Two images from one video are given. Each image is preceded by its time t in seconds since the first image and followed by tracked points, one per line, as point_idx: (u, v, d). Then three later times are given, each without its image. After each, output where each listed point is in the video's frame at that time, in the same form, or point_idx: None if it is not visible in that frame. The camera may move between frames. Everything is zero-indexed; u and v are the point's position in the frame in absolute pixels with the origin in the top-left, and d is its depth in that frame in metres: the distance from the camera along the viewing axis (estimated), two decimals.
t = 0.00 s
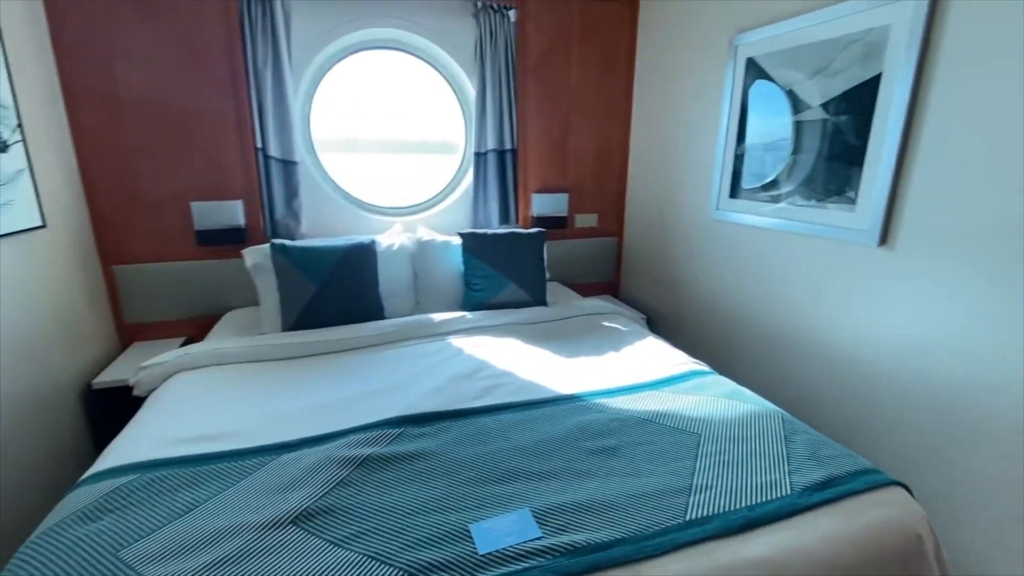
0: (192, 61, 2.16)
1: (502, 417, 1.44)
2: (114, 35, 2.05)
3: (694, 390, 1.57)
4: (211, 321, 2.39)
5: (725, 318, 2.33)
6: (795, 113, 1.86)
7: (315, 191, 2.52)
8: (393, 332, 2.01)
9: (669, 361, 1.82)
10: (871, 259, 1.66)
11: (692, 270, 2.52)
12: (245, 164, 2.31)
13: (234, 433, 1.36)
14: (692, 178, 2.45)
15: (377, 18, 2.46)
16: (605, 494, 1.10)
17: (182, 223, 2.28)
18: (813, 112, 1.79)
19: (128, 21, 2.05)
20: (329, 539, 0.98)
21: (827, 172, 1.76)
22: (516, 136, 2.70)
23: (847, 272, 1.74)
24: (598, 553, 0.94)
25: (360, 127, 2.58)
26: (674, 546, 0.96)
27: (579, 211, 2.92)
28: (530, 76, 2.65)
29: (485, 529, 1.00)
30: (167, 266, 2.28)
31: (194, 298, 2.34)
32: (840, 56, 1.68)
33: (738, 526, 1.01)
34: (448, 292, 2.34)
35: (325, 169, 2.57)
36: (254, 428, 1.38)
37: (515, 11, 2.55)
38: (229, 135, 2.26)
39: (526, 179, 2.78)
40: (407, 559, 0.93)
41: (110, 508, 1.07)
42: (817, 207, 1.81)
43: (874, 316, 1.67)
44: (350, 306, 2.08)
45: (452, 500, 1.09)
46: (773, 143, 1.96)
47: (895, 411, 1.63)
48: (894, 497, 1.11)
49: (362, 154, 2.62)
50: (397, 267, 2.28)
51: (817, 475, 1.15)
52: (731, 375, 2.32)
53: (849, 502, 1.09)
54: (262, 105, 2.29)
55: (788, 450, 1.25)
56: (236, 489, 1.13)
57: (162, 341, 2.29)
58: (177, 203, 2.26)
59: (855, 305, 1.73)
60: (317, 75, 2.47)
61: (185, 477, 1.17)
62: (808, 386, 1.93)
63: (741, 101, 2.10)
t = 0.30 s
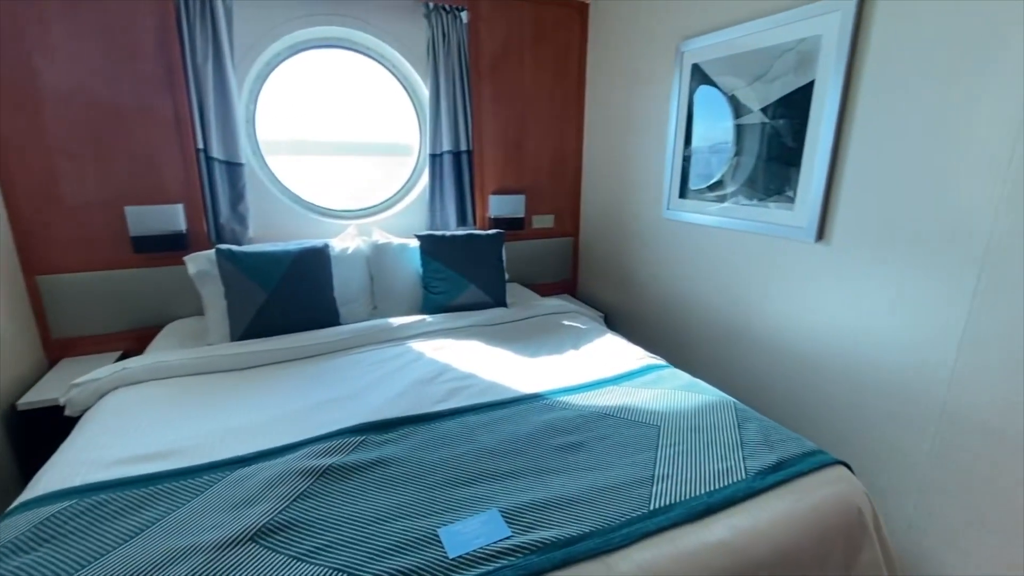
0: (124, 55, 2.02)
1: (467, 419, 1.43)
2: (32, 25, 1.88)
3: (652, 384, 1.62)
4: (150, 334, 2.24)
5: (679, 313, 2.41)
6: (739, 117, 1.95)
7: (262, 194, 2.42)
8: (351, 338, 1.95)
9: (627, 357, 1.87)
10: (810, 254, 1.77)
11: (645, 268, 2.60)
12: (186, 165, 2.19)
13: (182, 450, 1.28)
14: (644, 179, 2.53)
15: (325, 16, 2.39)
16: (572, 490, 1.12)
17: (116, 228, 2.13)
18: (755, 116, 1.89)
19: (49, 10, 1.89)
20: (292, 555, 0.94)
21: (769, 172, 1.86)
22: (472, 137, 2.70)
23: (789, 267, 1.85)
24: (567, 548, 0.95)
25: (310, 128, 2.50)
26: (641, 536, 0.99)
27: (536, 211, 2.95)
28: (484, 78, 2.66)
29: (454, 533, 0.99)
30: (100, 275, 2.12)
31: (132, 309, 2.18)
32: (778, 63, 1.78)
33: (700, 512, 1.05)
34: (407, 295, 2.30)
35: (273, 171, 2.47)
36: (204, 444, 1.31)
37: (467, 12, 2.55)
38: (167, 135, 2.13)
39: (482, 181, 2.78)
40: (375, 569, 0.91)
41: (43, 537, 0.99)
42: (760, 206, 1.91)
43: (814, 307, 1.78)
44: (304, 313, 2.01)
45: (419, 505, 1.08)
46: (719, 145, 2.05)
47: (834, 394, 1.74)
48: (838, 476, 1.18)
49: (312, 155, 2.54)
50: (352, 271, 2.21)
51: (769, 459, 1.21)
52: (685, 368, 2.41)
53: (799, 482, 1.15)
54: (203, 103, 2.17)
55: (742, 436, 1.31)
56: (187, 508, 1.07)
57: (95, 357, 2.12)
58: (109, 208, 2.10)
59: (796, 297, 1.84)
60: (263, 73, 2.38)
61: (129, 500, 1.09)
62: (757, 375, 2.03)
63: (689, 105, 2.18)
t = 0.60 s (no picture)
0: (61, 46, 1.91)
1: (430, 414, 1.45)
2: None
3: (611, 375, 1.68)
4: (94, 340, 2.13)
5: (637, 308, 2.50)
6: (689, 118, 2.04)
7: (214, 193, 2.34)
8: (311, 339, 1.93)
9: (587, 350, 1.93)
10: (755, 248, 1.88)
11: (604, 264, 2.67)
12: (131, 163, 2.10)
13: (134, 456, 1.24)
14: (601, 178, 2.60)
15: (278, 11, 2.34)
16: (534, 477, 1.16)
17: (55, 229, 2.02)
18: (703, 117, 1.98)
19: None
20: (253, 554, 0.94)
21: (717, 171, 1.95)
22: (432, 135, 2.70)
23: (736, 261, 1.95)
24: (529, 532, 0.98)
25: (264, 125, 2.44)
26: (599, 517, 1.03)
27: (497, 210, 2.99)
28: (443, 77, 2.67)
29: (419, 524, 1.01)
30: (38, 279, 2.00)
31: (75, 314, 2.07)
32: (723, 67, 1.88)
33: (654, 492, 1.10)
34: (368, 294, 2.28)
35: (226, 170, 2.41)
36: (158, 449, 1.28)
37: (425, 11, 2.55)
38: (110, 131, 2.04)
39: (443, 180, 2.79)
40: (339, 562, 0.91)
41: None
42: (710, 203, 2.01)
43: (759, 298, 1.88)
44: (261, 314, 1.97)
45: (383, 499, 1.09)
46: (672, 146, 2.14)
47: (779, 380, 1.85)
48: (781, 453, 1.27)
49: (268, 153, 2.48)
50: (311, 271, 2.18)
51: (719, 441, 1.29)
52: (643, 361, 2.49)
53: (745, 460, 1.23)
54: (149, 98, 2.09)
55: (694, 421, 1.39)
56: (141, 514, 1.04)
57: (33, 365, 2.00)
58: (46, 207, 1.99)
59: (744, 289, 1.94)
60: (214, 67, 2.31)
61: (77, 508, 1.06)
62: (709, 364, 2.13)
63: (642, 106, 2.27)
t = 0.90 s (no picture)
0: None
1: (388, 403, 1.48)
2: None
3: (566, 363, 1.75)
4: (42, 339, 2.07)
5: (596, 299, 2.57)
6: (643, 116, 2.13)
7: (169, 187, 2.31)
8: (270, 333, 1.93)
9: (545, 340, 1.99)
10: (702, 240, 1.97)
11: (565, 258, 2.74)
12: (78, 155, 2.03)
13: (83, 451, 1.24)
14: (561, 173, 2.66)
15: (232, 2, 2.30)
16: (485, 459, 1.20)
17: None
18: (655, 114, 2.07)
19: None
20: (205, 539, 0.96)
21: (668, 167, 2.04)
22: (393, 130, 2.70)
23: (685, 252, 2.04)
24: (477, 509, 1.03)
25: (220, 118, 2.40)
26: (544, 493, 1.09)
27: (461, 205, 3.02)
28: (403, 72, 2.68)
29: (371, 506, 1.05)
30: None
31: (19, 312, 2.00)
32: (672, 66, 1.96)
33: (598, 469, 1.17)
34: (329, 289, 2.28)
35: (181, 163, 2.36)
36: (109, 444, 1.27)
37: (385, 5, 2.56)
38: (56, 123, 1.98)
39: (405, 175, 2.81)
40: (290, 544, 0.94)
41: None
42: (662, 197, 2.09)
43: (706, 288, 1.98)
44: (218, 309, 1.95)
45: (337, 484, 1.12)
46: (626, 143, 2.22)
47: (725, 365, 1.95)
48: (719, 431, 1.36)
49: (224, 147, 2.44)
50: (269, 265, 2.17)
51: (662, 421, 1.37)
52: (603, 351, 2.57)
53: (686, 438, 1.31)
54: (97, 89, 2.04)
55: (641, 403, 1.46)
56: (91, 506, 1.05)
57: None
58: None
59: (692, 280, 2.03)
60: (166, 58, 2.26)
61: (24, 504, 1.05)
62: (662, 352, 2.22)
63: (598, 103, 2.34)
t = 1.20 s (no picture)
0: None
1: (360, 391, 1.52)
2: None
3: (535, 351, 1.81)
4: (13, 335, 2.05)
5: (568, 292, 2.64)
6: (612, 113, 2.19)
7: (140, 181, 2.30)
8: (245, 326, 1.95)
9: (517, 330, 2.05)
10: (667, 232, 2.05)
11: (539, 251, 2.80)
12: (46, 149, 2.02)
13: (55, 439, 1.26)
14: (534, 168, 2.72)
15: None
16: (452, 440, 1.26)
17: None
18: (623, 111, 2.14)
19: None
20: (177, 518, 0.99)
21: (635, 162, 2.12)
22: (368, 125, 2.73)
23: (651, 245, 2.12)
24: (442, 485, 1.09)
25: (192, 112, 2.39)
26: (507, 470, 1.15)
27: (437, 200, 3.06)
28: (378, 68, 2.71)
29: (340, 484, 1.09)
30: None
31: None
32: (637, 64, 2.03)
33: (560, 447, 1.23)
34: (304, 282, 2.30)
35: (152, 158, 2.36)
36: (81, 432, 1.29)
37: (358, 1, 2.58)
38: (23, 116, 1.96)
39: (381, 170, 2.84)
40: (261, 520, 0.98)
41: None
42: (629, 191, 2.17)
43: (670, 278, 2.06)
44: (192, 303, 1.97)
45: (308, 465, 1.16)
46: (597, 140, 2.28)
47: (688, 353, 2.03)
48: (677, 412, 1.43)
49: (197, 141, 2.44)
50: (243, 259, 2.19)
51: (623, 402, 1.44)
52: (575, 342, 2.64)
53: (645, 418, 1.38)
54: (65, 82, 2.03)
55: (604, 387, 1.53)
56: (63, 491, 1.07)
57: None
58: None
59: (658, 271, 2.11)
60: (136, 52, 2.26)
61: None
62: (631, 342, 2.30)
63: (569, 99, 2.40)
